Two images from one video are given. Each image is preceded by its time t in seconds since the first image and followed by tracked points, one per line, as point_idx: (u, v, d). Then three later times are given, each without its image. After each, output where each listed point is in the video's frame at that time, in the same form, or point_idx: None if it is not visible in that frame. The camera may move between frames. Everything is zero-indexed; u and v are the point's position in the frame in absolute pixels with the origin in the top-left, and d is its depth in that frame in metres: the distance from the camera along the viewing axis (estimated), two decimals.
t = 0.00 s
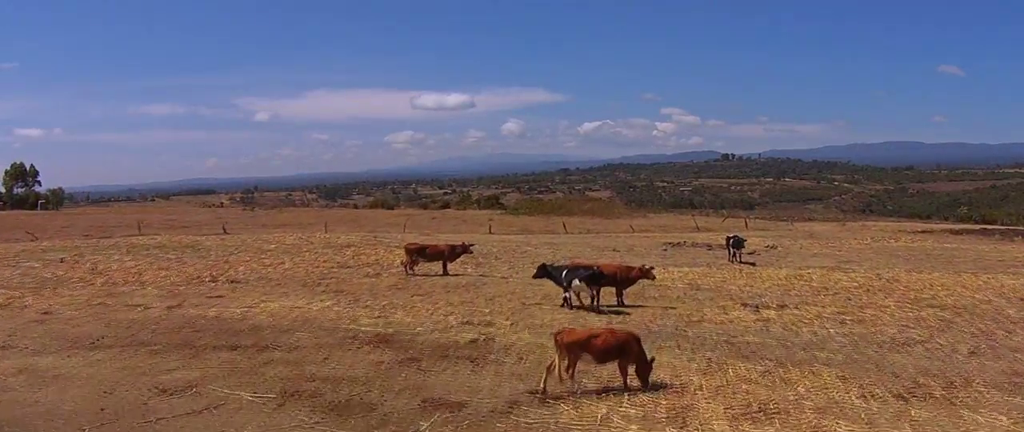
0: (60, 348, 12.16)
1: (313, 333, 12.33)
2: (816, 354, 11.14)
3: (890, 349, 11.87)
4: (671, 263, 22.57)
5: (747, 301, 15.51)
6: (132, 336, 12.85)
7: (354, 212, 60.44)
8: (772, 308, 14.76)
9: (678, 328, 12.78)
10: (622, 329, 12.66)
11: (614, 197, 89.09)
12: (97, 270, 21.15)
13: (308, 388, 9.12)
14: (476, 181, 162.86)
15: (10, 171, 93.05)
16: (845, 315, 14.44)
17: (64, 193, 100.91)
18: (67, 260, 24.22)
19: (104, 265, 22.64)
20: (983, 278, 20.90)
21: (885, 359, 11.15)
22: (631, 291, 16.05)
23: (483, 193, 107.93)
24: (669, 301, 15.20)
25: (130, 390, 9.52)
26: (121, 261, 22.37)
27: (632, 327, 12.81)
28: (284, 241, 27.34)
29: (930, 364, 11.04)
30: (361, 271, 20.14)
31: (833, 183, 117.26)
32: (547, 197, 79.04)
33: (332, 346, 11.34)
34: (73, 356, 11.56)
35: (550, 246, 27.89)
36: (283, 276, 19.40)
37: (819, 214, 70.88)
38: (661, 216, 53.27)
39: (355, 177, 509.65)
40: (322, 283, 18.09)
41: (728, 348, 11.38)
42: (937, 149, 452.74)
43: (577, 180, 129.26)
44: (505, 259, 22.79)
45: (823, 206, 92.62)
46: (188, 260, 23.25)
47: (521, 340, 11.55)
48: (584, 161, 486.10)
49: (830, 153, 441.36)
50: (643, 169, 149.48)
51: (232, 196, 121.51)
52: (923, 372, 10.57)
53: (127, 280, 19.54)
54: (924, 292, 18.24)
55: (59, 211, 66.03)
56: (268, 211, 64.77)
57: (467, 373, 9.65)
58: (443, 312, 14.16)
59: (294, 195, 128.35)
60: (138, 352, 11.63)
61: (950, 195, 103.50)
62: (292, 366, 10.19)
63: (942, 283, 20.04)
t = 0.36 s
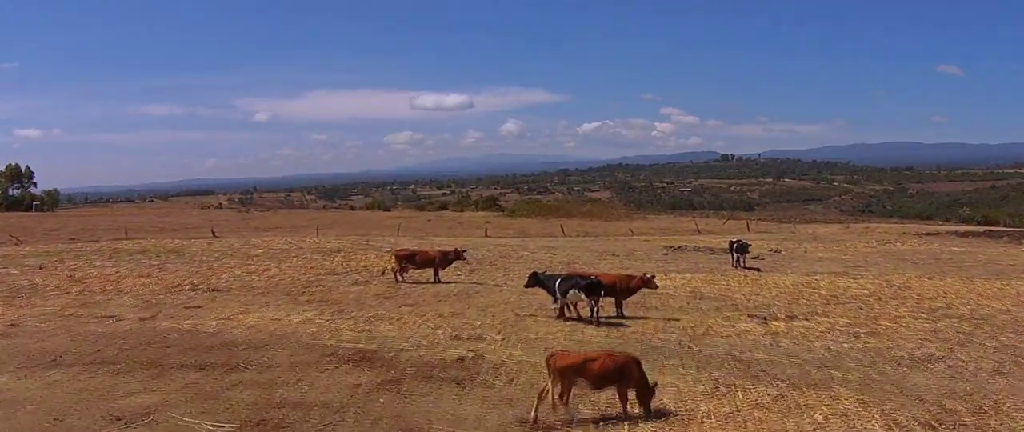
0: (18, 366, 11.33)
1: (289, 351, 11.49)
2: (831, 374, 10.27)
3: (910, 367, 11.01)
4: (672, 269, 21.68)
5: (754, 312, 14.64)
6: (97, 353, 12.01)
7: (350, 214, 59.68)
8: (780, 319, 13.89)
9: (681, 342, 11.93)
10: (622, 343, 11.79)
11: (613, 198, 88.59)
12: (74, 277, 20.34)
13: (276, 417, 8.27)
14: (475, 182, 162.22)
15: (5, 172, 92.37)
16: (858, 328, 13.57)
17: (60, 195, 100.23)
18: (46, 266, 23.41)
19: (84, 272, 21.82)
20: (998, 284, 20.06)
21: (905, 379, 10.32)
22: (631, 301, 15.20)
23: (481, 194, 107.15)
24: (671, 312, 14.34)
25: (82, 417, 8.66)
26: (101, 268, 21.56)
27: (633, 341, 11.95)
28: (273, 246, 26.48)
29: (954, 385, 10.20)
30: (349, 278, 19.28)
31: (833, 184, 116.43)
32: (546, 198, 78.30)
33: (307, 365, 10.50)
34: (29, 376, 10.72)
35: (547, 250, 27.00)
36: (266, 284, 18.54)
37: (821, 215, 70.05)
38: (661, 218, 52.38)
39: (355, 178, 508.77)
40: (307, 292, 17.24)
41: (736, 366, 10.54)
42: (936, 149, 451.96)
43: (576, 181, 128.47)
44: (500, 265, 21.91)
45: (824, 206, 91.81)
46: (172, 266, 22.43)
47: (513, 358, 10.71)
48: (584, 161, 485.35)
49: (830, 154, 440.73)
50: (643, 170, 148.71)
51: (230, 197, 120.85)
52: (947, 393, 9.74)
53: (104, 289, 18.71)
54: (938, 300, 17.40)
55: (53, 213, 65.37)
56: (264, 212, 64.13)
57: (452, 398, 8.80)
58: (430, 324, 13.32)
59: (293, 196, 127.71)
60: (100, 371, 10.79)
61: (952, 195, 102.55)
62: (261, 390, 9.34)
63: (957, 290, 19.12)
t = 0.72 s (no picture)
0: None
1: (260, 368, 10.63)
2: (849, 394, 9.39)
3: (932, 386, 10.12)
4: (673, 273, 20.78)
5: (761, 321, 13.74)
6: (55, 369, 11.17)
7: (347, 214, 58.86)
8: (789, 330, 12.99)
9: (684, 356, 11.04)
10: (620, 357, 10.90)
11: (613, 198, 87.85)
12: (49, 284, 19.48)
13: None
14: (474, 182, 161.35)
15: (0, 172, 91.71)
16: (873, 340, 12.67)
17: (56, 196, 99.45)
18: (24, 270, 22.57)
19: (61, 277, 20.97)
20: (1014, 290, 19.17)
21: (930, 400, 9.43)
22: (630, 310, 14.32)
23: (480, 194, 106.31)
24: (673, 322, 13.45)
25: None
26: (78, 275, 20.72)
27: (631, 355, 11.06)
28: (260, 248, 25.62)
29: (983, 405, 9.33)
30: (335, 284, 18.41)
31: (835, 183, 115.49)
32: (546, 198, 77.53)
33: (276, 384, 9.63)
34: None
35: (544, 253, 26.10)
36: (247, 291, 17.68)
37: (823, 216, 69.11)
38: (662, 218, 51.47)
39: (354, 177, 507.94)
40: (289, 300, 16.37)
41: (745, 384, 9.65)
42: (937, 149, 450.91)
43: (576, 181, 127.61)
44: (494, 269, 21.01)
45: (825, 206, 90.88)
46: (152, 271, 21.57)
47: (501, 375, 9.84)
48: (584, 161, 484.36)
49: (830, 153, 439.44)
50: (643, 170, 147.95)
51: (227, 197, 120.01)
52: (977, 417, 8.86)
53: (79, 296, 17.86)
54: (953, 307, 16.52)
55: (46, 214, 64.60)
56: (259, 213, 63.32)
57: (430, 425, 7.93)
58: (415, 336, 12.44)
59: (290, 196, 126.60)
60: (52, 391, 9.95)
61: (955, 195, 101.52)
62: (221, 414, 8.48)
63: (972, 296, 18.20)
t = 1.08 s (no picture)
0: None
1: (219, 384, 9.75)
2: (864, 414, 8.51)
3: (955, 403, 9.21)
4: (672, 277, 19.85)
5: (765, 329, 12.82)
6: None
7: (342, 215, 57.99)
8: (796, 339, 12.08)
9: (683, 369, 10.15)
10: (613, 370, 10.00)
11: (612, 198, 87.13)
12: (19, 288, 18.64)
13: None
14: (472, 182, 160.44)
15: None
16: (887, 350, 11.75)
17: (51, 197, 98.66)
18: None
19: (33, 281, 20.10)
20: None
21: (953, 420, 8.54)
22: (626, 318, 13.41)
23: (478, 194, 105.46)
24: (671, 331, 12.55)
25: None
26: (51, 280, 19.85)
27: (626, 368, 10.15)
28: (244, 250, 24.72)
29: (1011, 426, 8.44)
30: (316, 288, 17.51)
31: (835, 184, 114.54)
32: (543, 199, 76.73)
33: (233, 403, 8.77)
34: None
35: (538, 255, 25.18)
36: (223, 297, 16.78)
37: (825, 216, 68.18)
38: (661, 219, 50.62)
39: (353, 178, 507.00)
40: (265, 307, 15.47)
41: (749, 403, 8.77)
42: (937, 149, 450.09)
43: (574, 181, 126.72)
44: (484, 272, 20.11)
45: (826, 206, 89.95)
46: (129, 274, 20.69)
47: (480, 392, 8.97)
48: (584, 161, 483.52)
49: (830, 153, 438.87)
50: (642, 170, 147.18)
51: (224, 197, 119.19)
52: None
53: (46, 301, 16.98)
54: (968, 312, 15.62)
55: (38, 215, 63.81)
56: (253, 213, 62.45)
57: None
58: (394, 346, 11.56)
59: (287, 196, 125.81)
60: None
61: (957, 194, 100.61)
62: None
63: (987, 301, 17.27)
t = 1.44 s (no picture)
0: None
1: (169, 401, 8.88)
2: None
3: (979, 423, 8.34)
4: (669, 280, 18.95)
5: (769, 338, 11.93)
6: None
7: (336, 215, 57.17)
8: (802, 349, 11.20)
9: (680, 384, 9.27)
10: (604, 385, 9.12)
11: (610, 198, 86.42)
12: None
13: None
14: (470, 182, 159.48)
15: None
16: (900, 362, 10.87)
17: (44, 197, 97.62)
18: None
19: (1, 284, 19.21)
20: None
21: None
22: (619, 325, 12.53)
23: (475, 194, 104.53)
24: (668, 340, 11.66)
25: None
26: (20, 283, 18.97)
27: (618, 382, 9.27)
28: (226, 251, 23.81)
29: None
30: (294, 292, 16.61)
31: (835, 184, 113.42)
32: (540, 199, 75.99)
33: (180, 425, 7.90)
34: None
35: (531, 256, 24.27)
36: (195, 302, 15.89)
37: (826, 216, 67.27)
38: (659, 219, 49.84)
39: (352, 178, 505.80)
40: (237, 313, 14.58)
41: (753, 424, 7.89)
42: (936, 149, 449.33)
43: (573, 181, 125.81)
44: (473, 275, 19.23)
45: (826, 206, 89.04)
46: (102, 277, 19.80)
47: (456, 411, 8.10)
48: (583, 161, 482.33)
49: (829, 153, 438.05)
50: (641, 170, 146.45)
51: (219, 198, 118.13)
52: None
53: (9, 306, 16.09)
54: (981, 318, 14.77)
55: (29, 215, 63.00)
56: (245, 213, 61.45)
57: None
58: (367, 356, 10.67)
59: (284, 196, 125.06)
60: None
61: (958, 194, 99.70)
62: None
63: (1001, 306, 16.37)
